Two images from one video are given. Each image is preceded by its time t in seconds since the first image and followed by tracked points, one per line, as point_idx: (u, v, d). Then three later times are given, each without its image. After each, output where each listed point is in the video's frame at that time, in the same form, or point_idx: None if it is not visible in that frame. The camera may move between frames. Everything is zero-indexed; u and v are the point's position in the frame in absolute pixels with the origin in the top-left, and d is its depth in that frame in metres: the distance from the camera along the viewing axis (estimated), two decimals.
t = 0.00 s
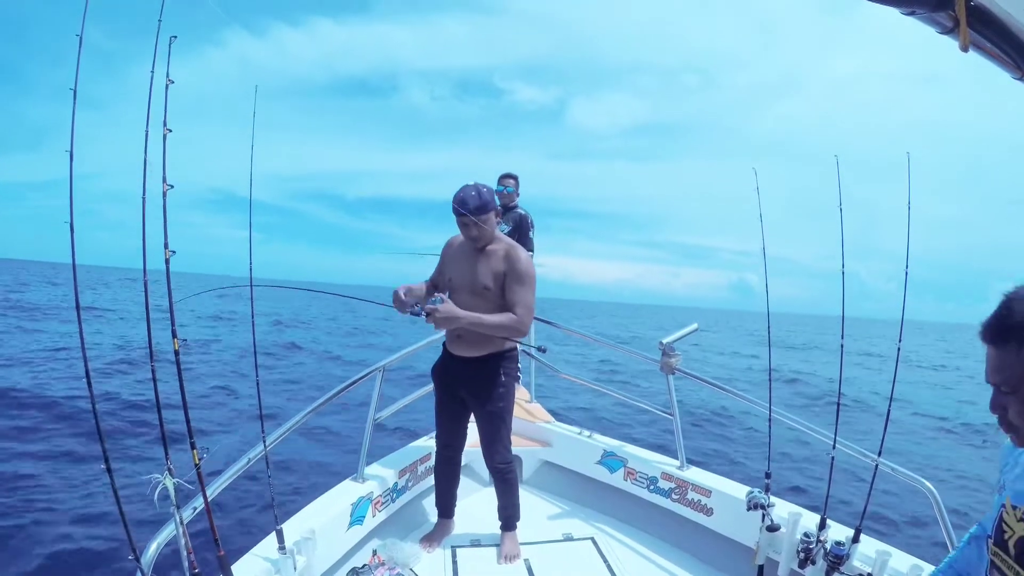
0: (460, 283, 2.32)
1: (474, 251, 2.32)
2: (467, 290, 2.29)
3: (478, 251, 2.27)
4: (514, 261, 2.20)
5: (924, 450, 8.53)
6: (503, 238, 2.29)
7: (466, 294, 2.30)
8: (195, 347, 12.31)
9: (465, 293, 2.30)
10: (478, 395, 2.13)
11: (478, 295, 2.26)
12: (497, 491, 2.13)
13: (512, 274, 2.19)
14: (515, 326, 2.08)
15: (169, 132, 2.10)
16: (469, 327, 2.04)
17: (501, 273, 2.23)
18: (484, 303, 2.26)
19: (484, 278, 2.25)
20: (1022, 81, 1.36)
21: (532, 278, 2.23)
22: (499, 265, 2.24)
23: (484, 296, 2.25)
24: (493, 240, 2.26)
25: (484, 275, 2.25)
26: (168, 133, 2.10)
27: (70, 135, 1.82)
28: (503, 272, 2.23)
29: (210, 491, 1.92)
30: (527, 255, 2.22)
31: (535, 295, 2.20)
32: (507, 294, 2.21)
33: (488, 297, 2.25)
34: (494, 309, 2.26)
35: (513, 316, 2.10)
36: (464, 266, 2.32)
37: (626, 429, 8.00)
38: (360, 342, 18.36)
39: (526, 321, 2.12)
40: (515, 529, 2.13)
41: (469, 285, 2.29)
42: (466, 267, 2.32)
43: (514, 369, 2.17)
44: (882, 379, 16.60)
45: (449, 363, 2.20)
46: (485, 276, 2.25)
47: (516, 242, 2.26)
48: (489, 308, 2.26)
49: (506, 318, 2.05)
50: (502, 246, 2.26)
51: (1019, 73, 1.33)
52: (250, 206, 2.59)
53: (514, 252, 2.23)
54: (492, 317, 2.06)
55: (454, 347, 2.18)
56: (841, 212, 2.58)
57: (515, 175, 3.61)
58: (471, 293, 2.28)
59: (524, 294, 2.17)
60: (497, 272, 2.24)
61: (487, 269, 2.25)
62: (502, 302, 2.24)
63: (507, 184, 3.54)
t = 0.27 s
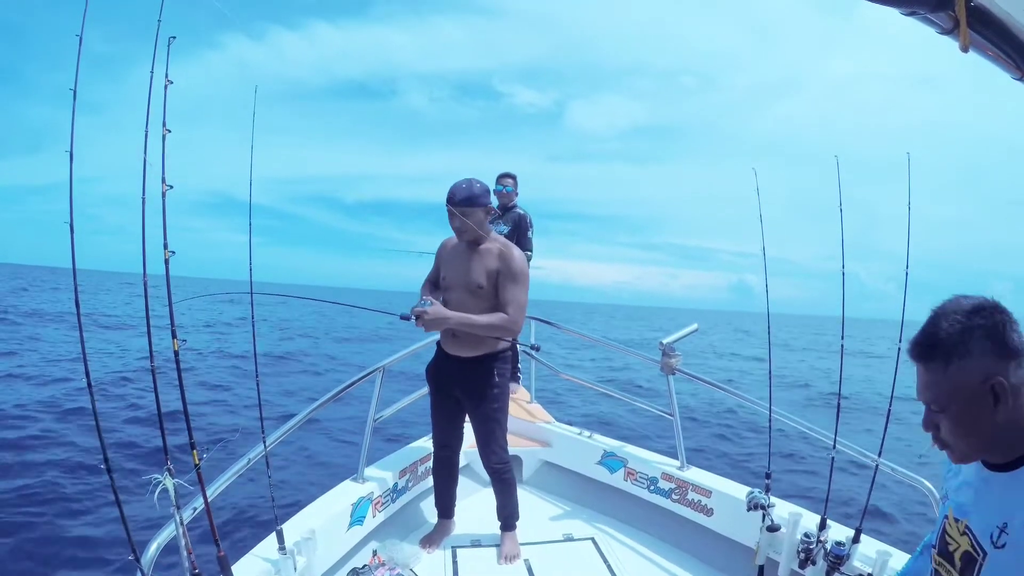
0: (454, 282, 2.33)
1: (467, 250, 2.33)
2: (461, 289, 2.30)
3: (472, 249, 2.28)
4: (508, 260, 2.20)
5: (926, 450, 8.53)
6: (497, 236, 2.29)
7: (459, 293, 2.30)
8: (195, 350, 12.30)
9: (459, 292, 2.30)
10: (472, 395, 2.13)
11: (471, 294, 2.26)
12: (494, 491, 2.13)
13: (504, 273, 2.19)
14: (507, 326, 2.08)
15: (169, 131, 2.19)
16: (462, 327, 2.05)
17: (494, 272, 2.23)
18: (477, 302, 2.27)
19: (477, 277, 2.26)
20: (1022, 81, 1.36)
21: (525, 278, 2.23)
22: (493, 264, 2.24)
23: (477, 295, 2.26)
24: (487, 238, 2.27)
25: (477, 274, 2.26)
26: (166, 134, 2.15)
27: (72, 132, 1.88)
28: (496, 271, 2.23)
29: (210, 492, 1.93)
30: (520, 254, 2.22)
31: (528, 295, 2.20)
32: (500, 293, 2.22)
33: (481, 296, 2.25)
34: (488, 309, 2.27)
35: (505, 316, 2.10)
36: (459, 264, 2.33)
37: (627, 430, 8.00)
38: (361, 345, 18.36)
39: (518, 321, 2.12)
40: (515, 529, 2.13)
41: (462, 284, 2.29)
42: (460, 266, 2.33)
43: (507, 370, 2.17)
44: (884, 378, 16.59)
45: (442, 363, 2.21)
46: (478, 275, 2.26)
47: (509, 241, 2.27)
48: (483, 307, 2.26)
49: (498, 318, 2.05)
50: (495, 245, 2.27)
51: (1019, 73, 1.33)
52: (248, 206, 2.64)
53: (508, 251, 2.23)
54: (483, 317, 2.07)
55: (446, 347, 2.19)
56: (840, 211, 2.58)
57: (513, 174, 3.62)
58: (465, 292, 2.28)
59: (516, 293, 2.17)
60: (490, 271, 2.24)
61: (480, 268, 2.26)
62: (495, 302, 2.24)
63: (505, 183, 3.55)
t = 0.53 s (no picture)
0: (448, 284, 2.33)
1: (461, 252, 2.32)
2: (455, 291, 2.29)
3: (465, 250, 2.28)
4: (500, 260, 2.21)
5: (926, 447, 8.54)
6: (490, 237, 2.30)
7: (454, 295, 2.30)
8: (196, 350, 12.31)
9: (453, 293, 2.30)
10: (468, 396, 2.13)
11: (465, 296, 2.26)
12: (492, 491, 2.13)
13: (498, 273, 2.19)
14: (501, 327, 2.08)
15: (168, 130, 2.28)
16: (456, 328, 2.05)
17: (488, 273, 2.23)
18: (472, 304, 2.26)
19: (471, 278, 2.26)
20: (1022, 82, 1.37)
21: (519, 277, 2.23)
22: (486, 265, 2.24)
23: (471, 296, 2.25)
24: (479, 238, 2.28)
25: (471, 274, 2.26)
26: (165, 135, 2.20)
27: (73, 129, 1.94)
28: (489, 271, 2.23)
29: (210, 491, 1.93)
30: (513, 253, 2.22)
31: (522, 294, 2.20)
32: (494, 294, 2.21)
33: (475, 297, 2.25)
34: (483, 309, 2.26)
35: (499, 317, 2.10)
36: (452, 265, 2.34)
37: (627, 429, 8.02)
38: (362, 345, 18.38)
39: (512, 321, 2.12)
40: (514, 530, 2.13)
41: (456, 285, 2.29)
42: (454, 268, 2.32)
43: (501, 370, 2.16)
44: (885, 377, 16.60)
45: (437, 365, 2.21)
46: (472, 276, 2.25)
47: (502, 241, 2.26)
48: (477, 308, 2.26)
49: (492, 319, 2.05)
50: (488, 246, 2.26)
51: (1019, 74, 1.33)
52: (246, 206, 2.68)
53: (501, 250, 2.23)
54: (478, 318, 2.06)
55: (442, 349, 2.19)
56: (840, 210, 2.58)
57: (508, 175, 3.62)
58: (459, 294, 2.28)
59: (511, 294, 2.17)
60: (484, 271, 2.23)
61: (474, 269, 2.25)
62: (490, 302, 2.24)
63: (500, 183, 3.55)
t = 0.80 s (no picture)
0: (445, 284, 2.33)
1: (458, 251, 2.32)
2: (452, 290, 2.29)
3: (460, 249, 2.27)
4: (496, 258, 2.20)
5: (927, 445, 8.54)
6: (485, 236, 2.30)
7: (451, 294, 2.29)
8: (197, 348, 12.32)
9: (450, 292, 2.30)
10: (467, 396, 2.13)
11: (462, 295, 2.26)
12: (492, 491, 2.13)
13: (494, 272, 2.18)
14: (497, 325, 2.08)
15: (169, 131, 2.32)
16: (453, 327, 2.05)
17: (484, 271, 2.22)
18: (469, 302, 2.26)
19: (467, 276, 2.25)
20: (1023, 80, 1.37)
21: (515, 276, 2.23)
22: (481, 263, 2.23)
23: (467, 295, 2.25)
24: (475, 237, 2.27)
25: (467, 273, 2.26)
26: (166, 136, 2.22)
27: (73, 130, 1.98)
28: (485, 270, 2.23)
29: (211, 491, 1.93)
30: (508, 251, 2.21)
31: (519, 292, 2.20)
32: (490, 293, 2.21)
33: (471, 296, 2.24)
34: (479, 308, 2.26)
35: (496, 315, 2.10)
36: (448, 265, 2.34)
37: (628, 427, 8.03)
38: (362, 343, 18.39)
39: (508, 319, 2.12)
40: (514, 529, 2.13)
41: (453, 285, 2.29)
42: (450, 267, 2.32)
43: (499, 369, 2.16)
44: (885, 374, 16.60)
45: (436, 365, 2.22)
46: (468, 275, 2.25)
47: (498, 240, 2.26)
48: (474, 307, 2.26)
49: (488, 317, 2.05)
50: (484, 244, 2.26)
51: (1020, 73, 1.33)
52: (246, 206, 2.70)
53: (496, 248, 2.23)
54: (474, 316, 2.06)
55: (440, 349, 2.19)
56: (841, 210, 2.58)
57: (503, 175, 3.61)
58: (456, 293, 2.28)
59: (507, 292, 2.17)
60: (479, 269, 2.23)
61: (470, 268, 2.25)
62: (487, 301, 2.23)
63: (496, 181, 3.55)
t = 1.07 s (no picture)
0: (448, 283, 2.33)
1: (460, 251, 2.32)
2: (455, 290, 2.29)
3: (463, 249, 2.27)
4: (499, 258, 2.20)
5: (923, 447, 8.58)
6: (488, 236, 2.30)
7: (454, 294, 2.29)
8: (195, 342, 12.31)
9: (453, 292, 2.30)
10: (470, 395, 2.14)
11: (465, 295, 2.25)
12: (493, 491, 2.13)
13: (497, 272, 2.18)
14: (500, 325, 2.08)
15: (168, 129, 2.29)
16: (456, 327, 2.05)
17: (487, 271, 2.22)
18: (471, 302, 2.26)
19: (470, 276, 2.25)
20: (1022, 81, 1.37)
21: (518, 276, 2.23)
22: (485, 263, 2.23)
23: (470, 295, 2.25)
24: (478, 237, 2.27)
25: (470, 273, 2.26)
26: (165, 134, 2.19)
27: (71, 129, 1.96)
28: (488, 270, 2.23)
29: (210, 491, 1.93)
30: (511, 252, 2.21)
31: (522, 292, 2.20)
32: (493, 293, 2.21)
33: (474, 296, 2.24)
34: (482, 308, 2.26)
35: (498, 315, 2.10)
36: (451, 265, 2.34)
37: (627, 425, 8.04)
38: (361, 339, 18.40)
39: (511, 319, 2.12)
40: (514, 529, 2.13)
41: (456, 285, 2.29)
42: (453, 267, 2.32)
43: (502, 369, 2.16)
44: (882, 375, 16.66)
45: (438, 364, 2.22)
46: (471, 275, 2.25)
47: (501, 240, 2.26)
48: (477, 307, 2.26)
49: (491, 317, 2.05)
50: (487, 245, 2.26)
51: (1020, 73, 1.33)
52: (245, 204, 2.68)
53: (500, 248, 2.23)
54: (477, 316, 2.06)
55: (443, 349, 2.19)
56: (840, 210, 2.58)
57: (502, 175, 3.59)
58: (459, 292, 2.27)
59: (510, 292, 2.17)
60: (483, 269, 2.23)
61: (474, 268, 2.25)
62: (490, 301, 2.23)
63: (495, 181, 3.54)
